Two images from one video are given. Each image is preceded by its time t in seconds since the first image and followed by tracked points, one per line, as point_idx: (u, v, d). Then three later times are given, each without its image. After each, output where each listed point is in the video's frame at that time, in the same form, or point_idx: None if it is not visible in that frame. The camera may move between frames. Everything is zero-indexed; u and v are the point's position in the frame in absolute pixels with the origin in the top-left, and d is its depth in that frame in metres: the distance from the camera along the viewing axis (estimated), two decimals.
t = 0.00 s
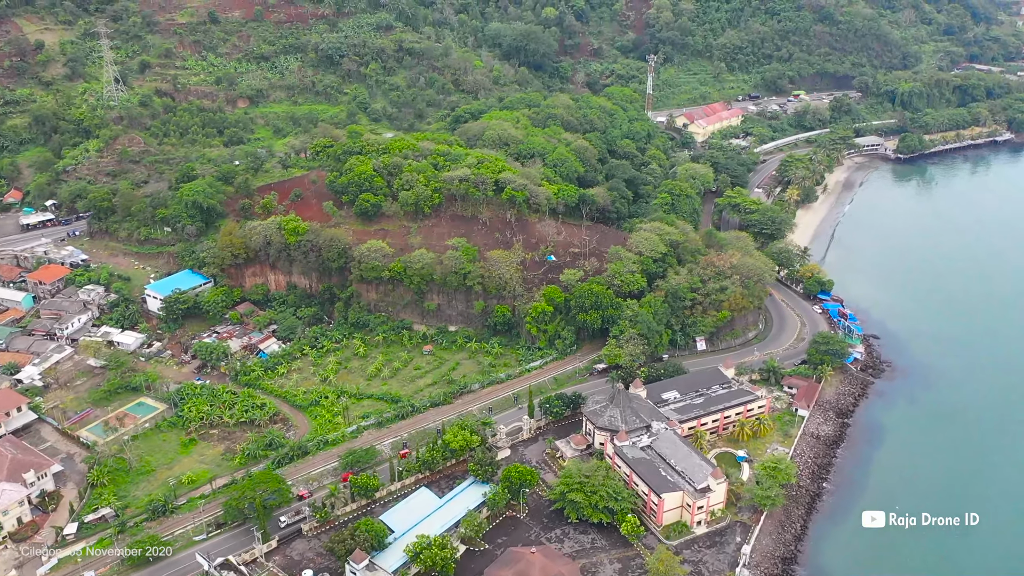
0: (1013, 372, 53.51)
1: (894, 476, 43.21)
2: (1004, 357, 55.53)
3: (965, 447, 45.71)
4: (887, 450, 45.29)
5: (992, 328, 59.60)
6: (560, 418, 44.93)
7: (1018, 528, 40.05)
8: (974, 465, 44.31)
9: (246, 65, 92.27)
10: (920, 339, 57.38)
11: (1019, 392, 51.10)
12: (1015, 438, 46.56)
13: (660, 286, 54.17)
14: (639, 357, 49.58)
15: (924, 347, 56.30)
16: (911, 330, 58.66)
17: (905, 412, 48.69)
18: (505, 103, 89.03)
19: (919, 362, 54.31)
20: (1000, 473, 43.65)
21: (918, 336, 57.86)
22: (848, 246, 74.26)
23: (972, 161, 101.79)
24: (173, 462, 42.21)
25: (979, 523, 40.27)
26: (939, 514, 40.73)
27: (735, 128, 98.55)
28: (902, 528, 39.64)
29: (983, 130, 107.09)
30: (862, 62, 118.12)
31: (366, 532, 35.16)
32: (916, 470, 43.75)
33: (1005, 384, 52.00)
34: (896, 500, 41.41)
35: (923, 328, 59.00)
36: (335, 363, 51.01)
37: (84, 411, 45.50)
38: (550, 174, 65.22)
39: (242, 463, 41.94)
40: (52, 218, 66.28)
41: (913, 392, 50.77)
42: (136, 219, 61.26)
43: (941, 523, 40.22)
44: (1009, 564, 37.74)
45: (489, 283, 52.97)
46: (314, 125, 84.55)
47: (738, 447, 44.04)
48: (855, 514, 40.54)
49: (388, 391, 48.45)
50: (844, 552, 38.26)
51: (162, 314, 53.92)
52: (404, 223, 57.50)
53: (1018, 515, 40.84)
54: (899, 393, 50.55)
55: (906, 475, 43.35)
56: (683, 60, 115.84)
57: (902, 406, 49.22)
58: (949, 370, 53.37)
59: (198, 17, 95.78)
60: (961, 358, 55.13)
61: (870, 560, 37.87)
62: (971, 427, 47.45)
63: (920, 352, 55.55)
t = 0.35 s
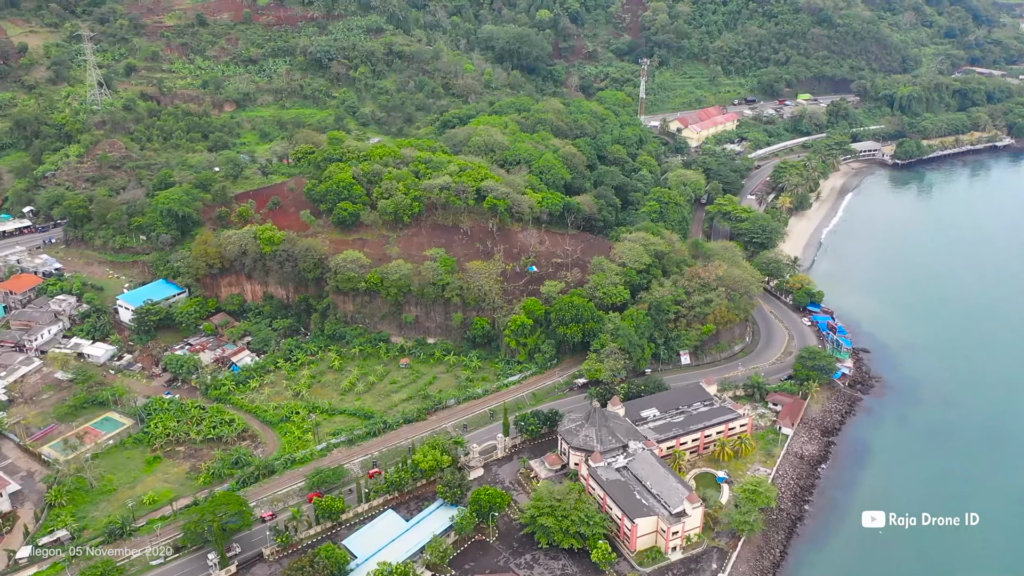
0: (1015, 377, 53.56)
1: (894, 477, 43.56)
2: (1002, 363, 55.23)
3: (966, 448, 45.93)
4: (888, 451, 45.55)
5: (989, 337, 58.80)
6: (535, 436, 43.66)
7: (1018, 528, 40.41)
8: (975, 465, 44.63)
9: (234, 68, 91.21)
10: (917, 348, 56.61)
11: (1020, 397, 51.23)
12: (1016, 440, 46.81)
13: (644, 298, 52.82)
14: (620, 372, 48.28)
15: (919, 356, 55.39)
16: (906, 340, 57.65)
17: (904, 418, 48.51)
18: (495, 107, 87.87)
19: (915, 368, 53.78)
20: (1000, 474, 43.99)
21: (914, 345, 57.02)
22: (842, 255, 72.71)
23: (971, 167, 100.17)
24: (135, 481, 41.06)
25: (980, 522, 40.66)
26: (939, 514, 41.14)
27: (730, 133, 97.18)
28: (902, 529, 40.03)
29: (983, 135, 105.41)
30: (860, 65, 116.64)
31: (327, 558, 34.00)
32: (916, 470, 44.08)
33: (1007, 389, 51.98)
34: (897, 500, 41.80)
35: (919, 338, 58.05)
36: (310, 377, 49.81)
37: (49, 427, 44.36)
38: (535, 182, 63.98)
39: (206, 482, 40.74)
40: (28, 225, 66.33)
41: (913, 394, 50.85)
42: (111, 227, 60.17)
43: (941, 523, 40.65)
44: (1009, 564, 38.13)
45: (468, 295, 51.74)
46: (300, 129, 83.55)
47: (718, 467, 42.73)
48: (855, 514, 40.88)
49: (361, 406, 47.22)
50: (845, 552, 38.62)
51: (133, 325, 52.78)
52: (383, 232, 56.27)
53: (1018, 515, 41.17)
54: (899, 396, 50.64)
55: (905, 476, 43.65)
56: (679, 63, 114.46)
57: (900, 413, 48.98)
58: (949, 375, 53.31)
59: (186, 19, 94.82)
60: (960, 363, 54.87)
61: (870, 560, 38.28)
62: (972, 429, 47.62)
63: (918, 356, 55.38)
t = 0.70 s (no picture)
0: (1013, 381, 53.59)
1: (894, 477, 43.91)
2: (1000, 369, 54.95)
3: (965, 450, 46.12)
4: (888, 452, 45.77)
5: (986, 345, 58.19)
6: (508, 456, 42.37)
7: (1018, 528, 40.77)
8: (975, 466, 44.88)
9: (221, 72, 90.16)
10: (913, 357, 55.85)
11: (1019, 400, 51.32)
12: (1015, 443, 47.03)
13: (626, 311, 51.46)
14: (599, 388, 47.00)
15: (915, 366, 54.64)
16: (901, 350, 56.79)
17: (898, 429, 47.86)
18: (484, 112, 86.64)
19: (911, 376, 53.42)
20: (999, 477, 44.22)
21: (909, 355, 56.13)
22: (835, 264, 71.23)
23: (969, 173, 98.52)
24: (94, 502, 39.89)
25: (980, 522, 41.05)
26: (939, 514, 41.49)
27: (724, 139, 95.78)
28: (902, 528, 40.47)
29: (982, 141, 103.69)
30: (858, 69, 115.05)
31: None
32: (915, 471, 44.42)
33: (1006, 393, 51.98)
34: (897, 500, 42.20)
35: (914, 348, 57.19)
36: (282, 392, 48.61)
37: (10, 443, 43.18)
38: (519, 191, 62.69)
39: (166, 504, 39.53)
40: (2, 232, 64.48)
41: (910, 400, 50.71)
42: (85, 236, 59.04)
43: (941, 523, 41.00)
44: (1008, 564, 38.53)
45: (445, 309, 50.46)
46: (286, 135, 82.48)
47: (696, 489, 41.42)
48: (856, 514, 41.29)
49: (331, 424, 45.98)
50: (845, 551, 39.00)
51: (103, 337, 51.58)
52: (360, 242, 55.01)
53: (1017, 515, 41.56)
54: (896, 401, 50.53)
55: (905, 477, 43.96)
56: (674, 66, 113.08)
57: (892, 426, 48.08)
58: (946, 380, 53.01)
59: (173, 22, 93.77)
60: (957, 370, 54.48)
61: (870, 559, 38.73)
62: (972, 431, 47.83)
63: (915, 364, 54.94)
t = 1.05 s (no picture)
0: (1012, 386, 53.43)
1: (895, 477, 44.04)
2: (998, 375, 54.65)
3: (964, 454, 46.20)
4: (887, 455, 45.79)
5: (984, 352, 57.67)
6: (480, 476, 41.11)
7: (1017, 529, 40.98)
8: (974, 469, 45.03)
9: (208, 75, 89.13)
10: (908, 366, 55.08)
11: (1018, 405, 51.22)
12: (1014, 447, 47.06)
13: (608, 324, 50.16)
14: (577, 405, 45.81)
15: (911, 376, 53.82)
16: (896, 360, 55.87)
17: (887, 446, 46.60)
18: (474, 116, 85.40)
19: (908, 383, 52.92)
20: (999, 479, 44.31)
21: (904, 365, 55.27)
22: (829, 273, 69.68)
23: (968, 180, 96.90)
24: (53, 522, 38.81)
25: (980, 523, 41.28)
26: (939, 514, 41.70)
27: (718, 144, 94.31)
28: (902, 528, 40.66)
29: (982, 147, 101.97)
30: (857, 73, 113.40)
31: None
32: (915, 472, 44.55)
33: (1005, 399, 51.85)
34: (897, 500, 42.36)
35: (910, 357, 56.31)
36: (253, 407, 47.43)
37: None
38: (503, 199, 61.43)
39: (126, 525, 38.40)
40: None
41: (907, 407, 50.31)
42: (59, 244, 57.96)
43: (941, 523, 41.24)
44: (1007, 564, 38.76)
45: (421, 322, 49.26)
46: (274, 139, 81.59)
47: (674, 512, 40.13)
48: (856, 513, 41.47)
49: (301, 440, 44.77)
50: (845, 551, 39.21)
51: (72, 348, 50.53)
52: (337, 252, 53.83)
53: (1017, 514, 41.82)
54: (894, 407, 50.20)
55: (905, 478, 44.09)
56: (670, 70, 111.69)
57: (880, 443, 46.76)
58: (943, 387, 52.66)
59: (161, 25, 92.77)
60: (955, 377, 54.05)
61: (870, 558, 38.95)
62: (971, 435, 47.89)
63: (911, 372, 54.40)
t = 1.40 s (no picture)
0: (1007, 391, 53.59)
1: (893, 478, 44.35)
2: (993, 380, 54.75)
3: (963, 456, 46.51)
4: (885, 458, 45.93)
5: (978, 358, 57.55)
6: (451, 497, 39.84)
7: (1015, 529, 41.56)
8: (973, 472, 45.34)
9: (196, 78, 88.11)
10: (900, 377, 54.24)
11: (1013, 409, 51.47)
12: (1012, 451, 47.33)
13: (588, 337, 48.83)
14: (554, 422, 44.63)
15: (902, 387, 52.96)
16: (888, 370, 54.90)
17: (873, 466, 45.17)
18: (464, 121, 84.20)
19: (901, 391, 52.43)
20: (999, 481, 44.70)
21: (895, 375, 54.41)
22: (823, 282, 68.34)
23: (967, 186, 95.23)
24: (8, 543, 37.66)
25: (979, 523, 41.75)
26: (939, 514, 42.07)
27: (713, 149, 92.83)
28: (902, 528, 41.05)
29: (983, 152, 100.23)
30: (856, 77, 111.76)
31: None
32: (913, 474, 44.78)
33: (1000, 403, 52.03)
34: (896, 500, 42.72)
35: (901, 367, 55.52)
36: (223, 422, 46.28)
37: None
38: (486, 207, 60.18)
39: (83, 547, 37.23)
40: None
41: (898, 417, 49.75)
42: (33, 252, 56.88)
43: (941, 522, 41.64)
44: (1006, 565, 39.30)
45: (397, 335, 48.05)
46: (261, 143, 80.67)
47: (650, 536, 38.85)
48: (856, 513, 41.79)
49: (270, 458, 43.58)
50: (845, 551, 39.60)
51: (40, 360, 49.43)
52: (313, 262, 52.73)
53: (1015, 515, 42.35)
54: (887, 415, 49.82)
55: (903, 479, 44.39)
56: (666, 73, 110.29)
57: (867, 464, 45.32)
58: (938, 393, 52.59)
59: (150, 27, 91.76)
60: (949, 383, 53.88)
61: (870, 557, 39.39)
62: (969, 438, 48.17)
63: (904, 380, 53.88)
